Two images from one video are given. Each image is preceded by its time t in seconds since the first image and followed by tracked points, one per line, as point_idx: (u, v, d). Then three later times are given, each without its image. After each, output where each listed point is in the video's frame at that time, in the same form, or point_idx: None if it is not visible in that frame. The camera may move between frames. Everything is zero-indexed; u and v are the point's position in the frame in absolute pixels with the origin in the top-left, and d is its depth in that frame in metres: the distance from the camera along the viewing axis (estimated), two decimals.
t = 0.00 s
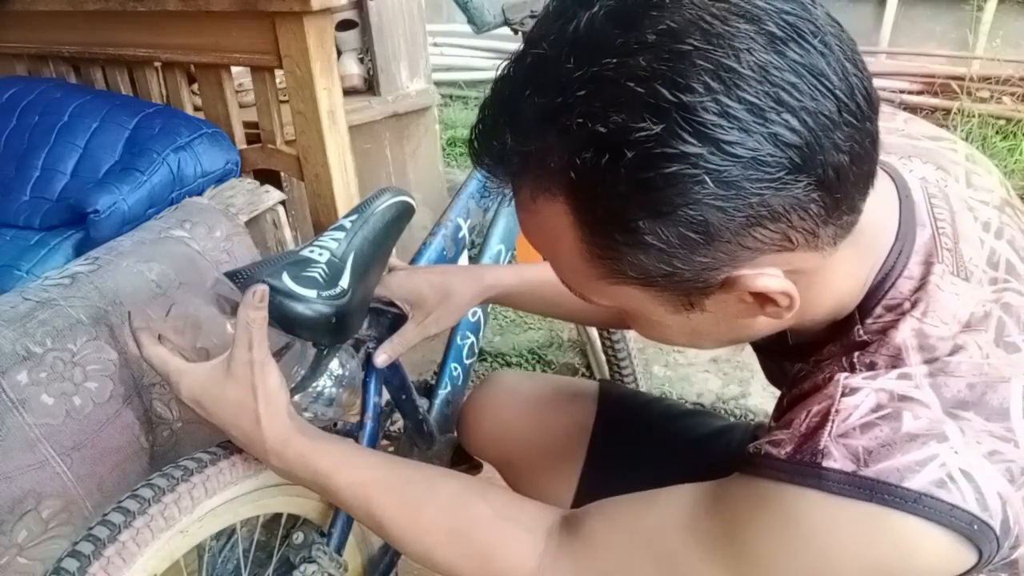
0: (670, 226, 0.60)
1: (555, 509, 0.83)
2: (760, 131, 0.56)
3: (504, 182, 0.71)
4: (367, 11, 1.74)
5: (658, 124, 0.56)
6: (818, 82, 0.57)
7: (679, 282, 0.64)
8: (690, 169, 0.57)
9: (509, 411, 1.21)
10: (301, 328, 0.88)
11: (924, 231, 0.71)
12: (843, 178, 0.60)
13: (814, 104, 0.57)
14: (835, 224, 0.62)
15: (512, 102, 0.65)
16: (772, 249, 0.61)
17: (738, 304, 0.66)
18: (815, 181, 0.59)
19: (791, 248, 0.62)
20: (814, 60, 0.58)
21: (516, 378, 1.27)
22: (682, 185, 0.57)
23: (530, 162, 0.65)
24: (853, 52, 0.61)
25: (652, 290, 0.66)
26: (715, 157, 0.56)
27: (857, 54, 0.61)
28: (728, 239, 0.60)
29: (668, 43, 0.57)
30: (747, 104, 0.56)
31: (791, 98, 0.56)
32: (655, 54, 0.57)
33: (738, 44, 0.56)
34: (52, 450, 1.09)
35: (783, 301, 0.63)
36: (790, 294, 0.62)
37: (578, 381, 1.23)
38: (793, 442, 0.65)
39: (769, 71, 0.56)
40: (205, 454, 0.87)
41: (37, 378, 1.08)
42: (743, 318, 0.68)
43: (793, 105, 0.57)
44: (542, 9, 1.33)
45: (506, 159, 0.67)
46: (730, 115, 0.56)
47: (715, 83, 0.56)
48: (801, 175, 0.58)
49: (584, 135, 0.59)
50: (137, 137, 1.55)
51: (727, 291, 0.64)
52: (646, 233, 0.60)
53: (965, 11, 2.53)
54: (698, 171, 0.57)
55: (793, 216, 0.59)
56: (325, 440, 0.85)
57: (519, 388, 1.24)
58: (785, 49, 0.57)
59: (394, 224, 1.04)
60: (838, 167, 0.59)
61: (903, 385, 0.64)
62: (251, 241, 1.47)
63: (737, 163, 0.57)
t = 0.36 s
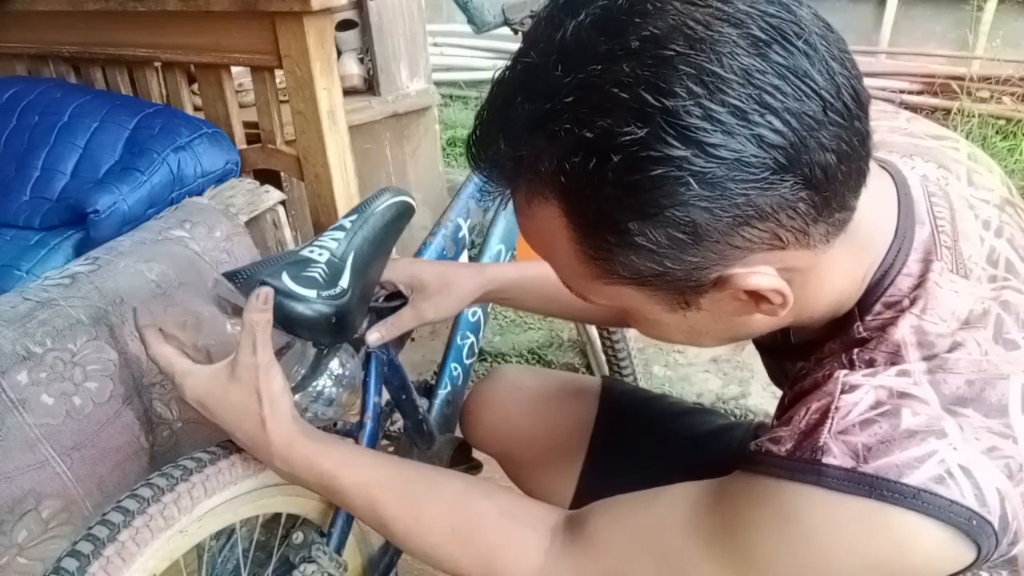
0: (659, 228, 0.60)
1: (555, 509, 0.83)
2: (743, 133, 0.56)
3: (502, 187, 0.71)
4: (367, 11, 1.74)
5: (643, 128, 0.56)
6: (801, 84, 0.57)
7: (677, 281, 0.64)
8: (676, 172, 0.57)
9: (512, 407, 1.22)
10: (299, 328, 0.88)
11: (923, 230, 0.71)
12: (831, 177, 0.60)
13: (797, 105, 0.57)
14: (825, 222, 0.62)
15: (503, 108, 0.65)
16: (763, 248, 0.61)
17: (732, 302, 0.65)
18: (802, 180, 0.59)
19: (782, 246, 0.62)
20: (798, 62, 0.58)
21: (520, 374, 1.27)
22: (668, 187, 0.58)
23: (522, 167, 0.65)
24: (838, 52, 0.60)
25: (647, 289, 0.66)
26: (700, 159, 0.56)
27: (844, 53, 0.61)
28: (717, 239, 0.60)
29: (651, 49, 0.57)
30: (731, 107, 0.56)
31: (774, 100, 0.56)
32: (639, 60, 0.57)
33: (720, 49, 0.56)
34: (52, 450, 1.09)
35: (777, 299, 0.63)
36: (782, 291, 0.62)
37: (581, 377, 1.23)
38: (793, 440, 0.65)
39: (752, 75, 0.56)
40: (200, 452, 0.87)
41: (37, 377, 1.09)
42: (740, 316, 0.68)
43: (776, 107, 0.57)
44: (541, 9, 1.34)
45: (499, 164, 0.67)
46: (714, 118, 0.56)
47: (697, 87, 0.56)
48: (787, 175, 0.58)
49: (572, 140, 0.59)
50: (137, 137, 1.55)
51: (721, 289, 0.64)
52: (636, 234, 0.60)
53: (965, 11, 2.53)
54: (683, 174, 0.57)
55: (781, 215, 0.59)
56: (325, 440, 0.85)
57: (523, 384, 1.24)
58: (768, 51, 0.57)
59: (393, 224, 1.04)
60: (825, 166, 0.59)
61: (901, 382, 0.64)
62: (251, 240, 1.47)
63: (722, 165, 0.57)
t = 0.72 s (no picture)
0: (660, 228, 0.60)
1: (555, 509, 0.83)
2: (742, 132, 0.56)
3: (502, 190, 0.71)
4: (367, 11, 1.74)
5: (642, 129, 0.56)
6: (799, 83, 0.57)
7: (679, 281, 0.64)
8: (675, 172, 0.57)
9: (512, 406, 1.21)
10: (299, 329, 0.88)
11: (924, 229, 0.71)
12: (831, 175, 0.60)
13: (796, 104, 0.57)
14: (826, 221, 0.62)
15: (504, 112, 0.65)
16: (764, 247, 0.61)
17: (734, 302, 0.65)
18: (802, 178, 0.58)
19: (783, 244, 0.61)
20: (796, 61, 0.57)
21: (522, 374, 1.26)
22: (668, 187, 0.57)
23: (524, 171, 0.65)
24: (836, 50, 0.60)
25: (649, 289, 0.66)
26: (699, 158, 0.56)
27: (842, 52, 0.61)
28: (718, 238, 0.60)
29: (649, 50, 0.57)
30: (730, 106, 0.56)
31: (772, 99, 0.56)
32: (637, 61, 0.57)
33: (718, 49, 0.56)
34: (52, 451, 1.09)
35: (778, 297, 0.63)
36: (783, 289, 0.62)
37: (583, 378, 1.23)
38: (792, 437, 0.65)
39: (750, 74, 0.56)
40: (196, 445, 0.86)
41: (37, 377, 1.08)
42: (741, 315, 0.67)
43: (775, 105, 0.56)
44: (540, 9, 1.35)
45: (501, 167, 0.67)
46: (713, 117, 0.56)
47: (696, 87, 0.56)
48: (787, 174, 0.58)
49: (572, 141, 0.59)
50: (137, 137, 1.55)
51: (722, 288, 0.64)
52: (638, 235, 0.60)
53: (965, 11, 2.53)
54: (683, 173, 0.57)
55: (782, 213, 0.59)
56: (326, 440, 0.85)
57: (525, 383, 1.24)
58: (766, 51, 0.57)
59: (393, 225, 1.04)
60: (825, 164, 0.59)
61: (901, 382, 0.64)
62: (251, 241, 1.47)
63: (721, 164, 0.57)
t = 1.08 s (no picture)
0: (656, 210, 0.59)
1: (555, 508, 0.82)
2: (737, 114, 0.56)
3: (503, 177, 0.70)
4: (367, 11, 1.74)
5: (638, 110, 0.56)
6: (794, 66, 0.57)
7: (676, 266, 0.63)
8: (671, 152, 0.57)
9: (513, 401, 1.22)
10: (298, 329, 0.88)
11: (920, 220, 0.71)
12: (824, 159, 0.60)
13: (790, 87, 0.57)
14: (819, 205, 0.62)
15: (503, 95, 0.65)
16: (757, 231, 0.61)
17: (730, 288, 0.65)
18: (795, 161, 0.59)
19: (776, 228, 0.61)
20: (791, 44, 0.58)
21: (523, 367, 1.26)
22: (664, 168, 0.57)
23: (522, 155, 0.64)
24: (831, 35, 0.61)
25: (646, 275, 0.66)
26: (694, 139, 0.56)
27: (835, 36, 0.61)
28: (712, 221, 0.60)
29: (646, 33, 0.57)
30: (724, 88, 0.56)
31: (766, 81, 0.57)
32: (634, 43, 0.57)
33: (713, 32, 0.56)
34: (52, 451, 1.09)
35: (773, 282, 0.63)
36: (779, 275, 0.62)
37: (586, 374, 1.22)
38: (788, 429, 0.65)
39: (745, 56, 0.56)
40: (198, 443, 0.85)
41: (37, 377, 1.08)
42: (738, 303, 0.67)
43: (768, 88, 0.57)
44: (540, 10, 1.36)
45: (500, 151, 0.67)
46: (709, 99, 0.56)
47: (692, 69, 0.56)
48: (780, 156, 0.58)
49: (569, 122, 0.59)
50: (137, 137, 1.55)
51: (718, 274, 0.64)
52: (634, 216, 0.60)
53: (965, 11, 2.53)
54: (678, 153, 0.57)
55: (775, 196, 0.59)
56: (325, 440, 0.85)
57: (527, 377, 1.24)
58: (761, 35, 0.57)
59: (393, 225, 1.04)
60: (818, 148, 0.59)
61: (896, 374, 0.64)
62: (251, 241, 1.46)
63: (716, 144, 0.57)
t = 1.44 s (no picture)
0: (728, 105, 0.51)
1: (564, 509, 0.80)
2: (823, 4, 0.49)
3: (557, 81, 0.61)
4: (367, 11, 1.74)
5: None
6: None
7: (727, 177, 0.54)
8: (756, 39, 0.49)
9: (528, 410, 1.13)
10: (298, 328, 0.87)
11: (972, 187, 0.62)
12: (898, 82, 0.52)
13: None
14: (886, 131, 0.53)
15: None
16: (817, 146, 0.52)
17: (781, 220, 0.56)
18: (869, 73, 0.50)
19: (838, 150, 0.53)
20: None
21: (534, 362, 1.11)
22: (741, 57, 0.49)
23: (582, 42, 0.55)
24: None
25: (697, 194, 0.56)
26: (780, 24, 0.49)
27: None
28: (781, 124, 0.51)
29: None
30: None
31: None
32: None
33: None
34: (52, 451, 1.09)
35: (829, 210, 0.54)
36: (838, 199, 0.53)
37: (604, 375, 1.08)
38: (860, 413, 0.56)
39: None
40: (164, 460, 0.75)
41: (37, 377, 1.08)
42: (784, 243, 0.57)
43: None
44: (539, 8, 1.38)
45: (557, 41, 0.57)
46: None
47: None
48: (855, 65, 0.50)
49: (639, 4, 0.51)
50: (136, 137, 1.55)
51: (771, 196, 0.54)
52: (704, 110, 0.51)
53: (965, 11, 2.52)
54: (759, 40, 0.49)
55: (845, 109, 0.51)
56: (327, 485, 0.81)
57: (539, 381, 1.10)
58: None
59: (393, 225, 1.04)
60: (893, 65, 0.51)
61: (969, 339, 0.55)
62: (251, 241, 1.46)
63: (803, 34, 0.49)
